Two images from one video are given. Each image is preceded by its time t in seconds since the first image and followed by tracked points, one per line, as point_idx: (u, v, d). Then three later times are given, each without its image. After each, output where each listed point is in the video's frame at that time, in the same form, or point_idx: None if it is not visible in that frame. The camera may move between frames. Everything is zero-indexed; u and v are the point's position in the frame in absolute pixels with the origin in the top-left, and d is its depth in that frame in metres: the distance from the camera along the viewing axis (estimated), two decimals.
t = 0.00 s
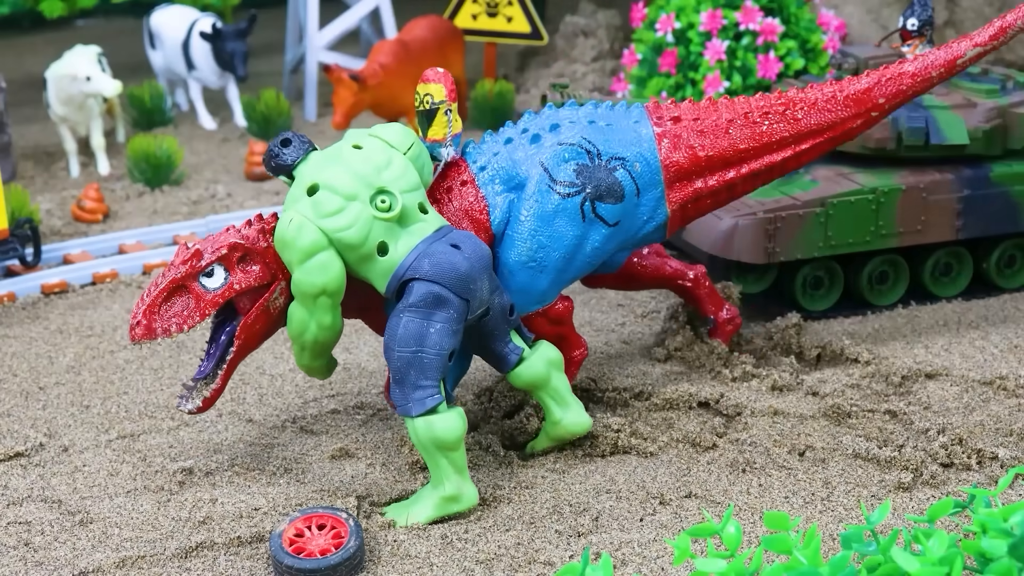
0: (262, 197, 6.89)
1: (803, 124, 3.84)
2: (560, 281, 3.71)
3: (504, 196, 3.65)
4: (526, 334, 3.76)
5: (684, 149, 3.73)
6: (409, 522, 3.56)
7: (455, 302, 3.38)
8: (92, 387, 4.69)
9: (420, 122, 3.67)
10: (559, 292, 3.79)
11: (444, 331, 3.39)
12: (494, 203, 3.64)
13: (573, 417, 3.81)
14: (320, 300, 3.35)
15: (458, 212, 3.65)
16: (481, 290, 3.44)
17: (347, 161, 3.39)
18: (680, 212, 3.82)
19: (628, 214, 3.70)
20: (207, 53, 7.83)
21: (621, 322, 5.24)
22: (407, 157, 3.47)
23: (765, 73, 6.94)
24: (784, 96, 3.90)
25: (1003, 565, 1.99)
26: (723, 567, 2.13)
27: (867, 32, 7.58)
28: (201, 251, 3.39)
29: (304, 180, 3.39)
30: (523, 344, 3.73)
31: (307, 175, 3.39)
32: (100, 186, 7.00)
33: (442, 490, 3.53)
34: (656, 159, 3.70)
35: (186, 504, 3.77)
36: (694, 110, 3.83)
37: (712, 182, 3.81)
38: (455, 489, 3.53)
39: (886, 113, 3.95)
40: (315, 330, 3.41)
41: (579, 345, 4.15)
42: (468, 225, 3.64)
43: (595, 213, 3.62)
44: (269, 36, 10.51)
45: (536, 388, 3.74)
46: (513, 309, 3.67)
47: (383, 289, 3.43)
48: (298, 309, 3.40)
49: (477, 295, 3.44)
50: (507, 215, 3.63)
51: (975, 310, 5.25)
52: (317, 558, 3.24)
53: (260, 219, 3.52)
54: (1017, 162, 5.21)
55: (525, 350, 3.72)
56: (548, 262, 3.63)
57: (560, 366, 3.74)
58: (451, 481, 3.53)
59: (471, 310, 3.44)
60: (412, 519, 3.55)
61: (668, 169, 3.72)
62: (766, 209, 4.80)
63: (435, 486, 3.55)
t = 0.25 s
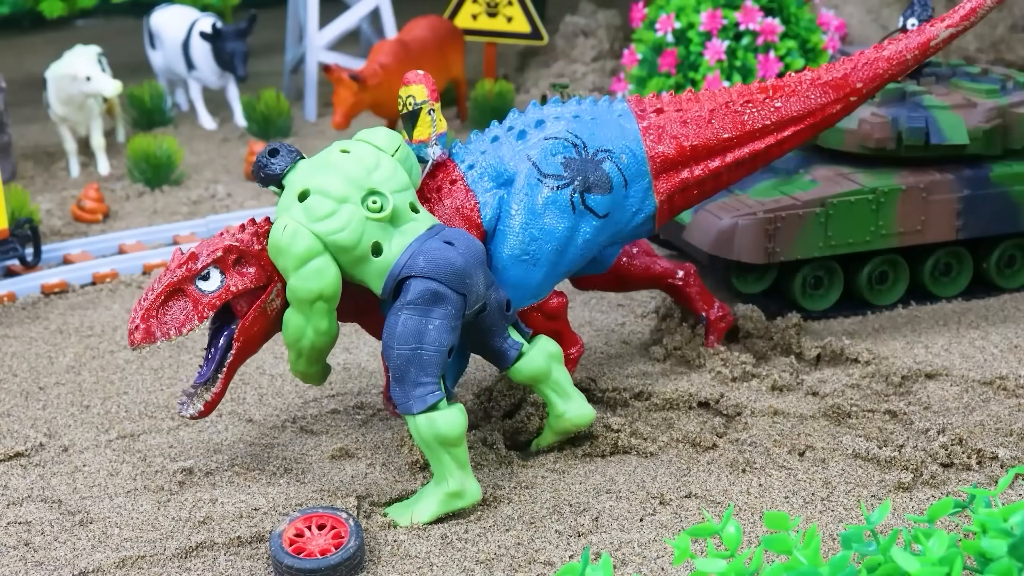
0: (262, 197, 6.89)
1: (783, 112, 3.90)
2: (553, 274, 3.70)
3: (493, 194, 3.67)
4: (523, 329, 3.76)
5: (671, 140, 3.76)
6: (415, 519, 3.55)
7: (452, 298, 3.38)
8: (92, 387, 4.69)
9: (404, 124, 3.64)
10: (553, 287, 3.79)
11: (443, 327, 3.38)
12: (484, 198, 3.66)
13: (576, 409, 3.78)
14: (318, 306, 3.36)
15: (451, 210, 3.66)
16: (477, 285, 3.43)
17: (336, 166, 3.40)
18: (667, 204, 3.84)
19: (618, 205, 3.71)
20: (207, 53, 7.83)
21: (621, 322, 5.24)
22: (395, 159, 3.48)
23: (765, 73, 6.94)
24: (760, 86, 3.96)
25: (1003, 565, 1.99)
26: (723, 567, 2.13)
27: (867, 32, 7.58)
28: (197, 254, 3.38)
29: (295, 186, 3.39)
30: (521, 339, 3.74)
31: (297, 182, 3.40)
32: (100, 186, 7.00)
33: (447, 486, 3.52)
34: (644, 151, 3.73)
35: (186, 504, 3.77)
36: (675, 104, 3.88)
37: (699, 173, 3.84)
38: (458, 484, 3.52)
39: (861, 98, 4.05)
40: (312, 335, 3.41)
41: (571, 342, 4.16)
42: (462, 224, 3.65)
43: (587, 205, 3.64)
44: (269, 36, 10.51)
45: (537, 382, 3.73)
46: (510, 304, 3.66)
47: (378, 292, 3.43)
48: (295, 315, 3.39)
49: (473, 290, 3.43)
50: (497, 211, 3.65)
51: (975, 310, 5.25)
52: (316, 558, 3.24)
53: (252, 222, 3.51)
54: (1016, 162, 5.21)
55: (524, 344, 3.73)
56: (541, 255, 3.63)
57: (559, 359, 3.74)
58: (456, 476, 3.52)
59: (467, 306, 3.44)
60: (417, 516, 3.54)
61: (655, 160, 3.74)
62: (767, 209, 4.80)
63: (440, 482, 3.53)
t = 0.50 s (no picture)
0: (262, 197, 6.89)
1: (844, 156, 3.72)
2: (577, 302, 3.59)
3: (524, 212, 3.58)
4: (543, 354, 3.65)
5: (717, 174, 3.63)
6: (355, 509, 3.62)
7: (451, 347, 3.28)
8: (92, 387, 4.68)
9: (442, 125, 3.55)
10: (576, 313, 3.68)
11: (434, 376, 3.32)
12: (513, 217, 3.57)
13: (590, 439, 3.69)
14: (319, 329, 3.35)
15: (475, 224, 3.58)
16: (483, 323, 3.30)
17: (344, 187, 3.28)
18: (707, 239, 3.72)
19: (653, 238, 3.59)
20: (207, 53, 7.83)
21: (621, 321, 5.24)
22: (408, 180, 3.32)
23: (765, 73, 6.94)
24: (826, 124, 3.76)
25: (1003, 564, 1.99)
26: (723, 567, 2.13)
27: (867, 32, 7.58)
28: (204, 251, 3.31)
29: (302, 206, 3.30)
30: (539, 366, 3.62)
31: (304, 200, 3.31)
32: (100, 186, 7.00)
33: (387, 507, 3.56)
34: (686, 184, 3.60)
35: (186, 504, 3.77)
36: (729, 134, 3.70)
37: (743, 212, 3.70)
38: (401, 508, 3.54)
39: (929, 149, 3.83)
40: (314, 352, 3.40)
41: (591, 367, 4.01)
42: (485, 239, 3.58)
43: (617, 236, 3.52)
44: (269, 36, 10.51)
45: (550, 411, 3.65)
46: (526, 332, 3.53)
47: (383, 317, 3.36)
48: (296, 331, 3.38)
49: (480, 328, 3.30)
50: (526, 231, 3.56)
51: (975, 310, 5.24)
52: (310, 558, 3.23)
53: (268, 220, 3.44)
54: (1016, 162, 5.21)
55: (541, 371, 3.61)
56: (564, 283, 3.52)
57: (574, 391, 3.63)
58: (404, 504, 3.54)
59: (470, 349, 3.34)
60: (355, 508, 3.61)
61: (698, 193, 3.62)
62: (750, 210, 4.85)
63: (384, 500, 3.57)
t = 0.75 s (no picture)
0: (262, 197, 6.89)
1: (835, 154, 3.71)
2: (561, 300, 3.63)
3: (509, 211, 3.59)
4: (530, 355, 3.61)
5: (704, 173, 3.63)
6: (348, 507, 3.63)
7: (432, 333, 3.28)
8: (92, 387, 4.68)
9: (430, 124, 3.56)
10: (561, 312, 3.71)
11: (414, 363, 3.31)
12: (497, 215, 3.59)
13: (577, 439, 3.62)
14: (303, 324, 3.36)
15: (459, 224, 3.59)
16: (462, 312, 3.31)
17: (327, 181, 3.33)
18: (695, 238, 3.71)
19: (637, 236, 3.61)
20: (207, 53, 7.83)
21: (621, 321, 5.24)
22: (390, 175, 3.38)
23: (765, 73, 6.94)
24: (819, 123, 3.76)
25: (1003, 565, 1.99)
26: (723, 567, 2.13)
27: (867, 32, 7.58)
28: (186, 247, 3.37)
29: (287, 201, 3.36)
30: (524, 364, 3.58)
31: (290, 196, 3.36)
32: (100, 186, 7.00)
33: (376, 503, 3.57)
34: (671, 183, 3.60)
35: (186, 504, 3.77)
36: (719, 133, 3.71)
37: (732, 210, 3.70)
38: (388, 506, 3.54)
39: (925, 148, 3.81)
40: (300, 349, 3.42)
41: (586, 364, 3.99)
42: (469, 238, 3.58)
43: (600, 233, 3.54)
44: (269, 36, 10.51)
45: (537, 410, 3.60)
46: (510, 328, 3.53)
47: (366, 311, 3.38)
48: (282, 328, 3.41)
49: (459, 317, 3.31)
50: (509, 229, 3.57)
51: (975, 310, 5.24)
52: (310, 558, 3.24)
53: (253, 218, 3.48)
54: (1015, 162, 5.21)
55: (527, 369, 3.58)
56: (547, 281, 3.56)
57: (559, 389, 3.59)
58: (391, 499, 3.54)
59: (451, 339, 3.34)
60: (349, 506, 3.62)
61: (683, 193, 3.62)
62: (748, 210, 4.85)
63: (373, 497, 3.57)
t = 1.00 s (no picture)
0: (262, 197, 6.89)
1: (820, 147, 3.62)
2: (542, 295, 3.66)
3: (493, 206, 3.66)
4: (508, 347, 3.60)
5: (685, 167, 3.60)
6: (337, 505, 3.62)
7: (405, 314, 3.28)
8: (91, 387, 4.69)
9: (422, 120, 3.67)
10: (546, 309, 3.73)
11: (389, 345, 3.30)
12: (482, 210, 3.65)
13: (558, 426, 3.56)
14: (282, 317, 3.37)
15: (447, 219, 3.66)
16: (436, 296, 3.32)
17: (303, 176, 3.41)
18: (682, 236, 3.68)
19: (620, 231, 3.61)
20: (206, 53, 7.83)
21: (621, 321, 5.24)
22: (364, 170, 3.45)
23: (765, 73, 6.94)
24: (808, 118, 3.67)
25: (1003, 565, 1.99)
26: (723, 567, 2.13)
27: (867, 32, 7.58)
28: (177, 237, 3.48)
29: (267, 199, 3.42)
30: (502, 355, 3.57)
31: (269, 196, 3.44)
32: (100, 186, 7.00)
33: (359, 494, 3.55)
34: (654, 177, 3.60)
35: (186, 504, 3.77)
36: (705, 129, 3.70)
37: (718, 207, 3.65)
38: (370, 497, 3.54)
39: (920, 143, 3.66)
40: (282, 345, 3.42)
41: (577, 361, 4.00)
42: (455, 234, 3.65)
43: (579, 227, 3.56)
44: (269, 36, 10.51)
45: (515, 399, 3.55)
46: (488, 318, 3.55)
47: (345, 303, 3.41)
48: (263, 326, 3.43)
49: (432, 301, 3.32)
50: (492, 224, 3.64)
51: (974, 310, 5.24)
52: (310, 558, 3.24)
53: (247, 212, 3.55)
54: (1015, 162, 5.21)
55: (503, 358, 3.56)
56: (527, 274, 3.59)
57: (535, 377, 3.55)
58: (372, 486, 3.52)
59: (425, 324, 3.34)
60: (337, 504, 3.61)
61: (667, 187, 3.60)
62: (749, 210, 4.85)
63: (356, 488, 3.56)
